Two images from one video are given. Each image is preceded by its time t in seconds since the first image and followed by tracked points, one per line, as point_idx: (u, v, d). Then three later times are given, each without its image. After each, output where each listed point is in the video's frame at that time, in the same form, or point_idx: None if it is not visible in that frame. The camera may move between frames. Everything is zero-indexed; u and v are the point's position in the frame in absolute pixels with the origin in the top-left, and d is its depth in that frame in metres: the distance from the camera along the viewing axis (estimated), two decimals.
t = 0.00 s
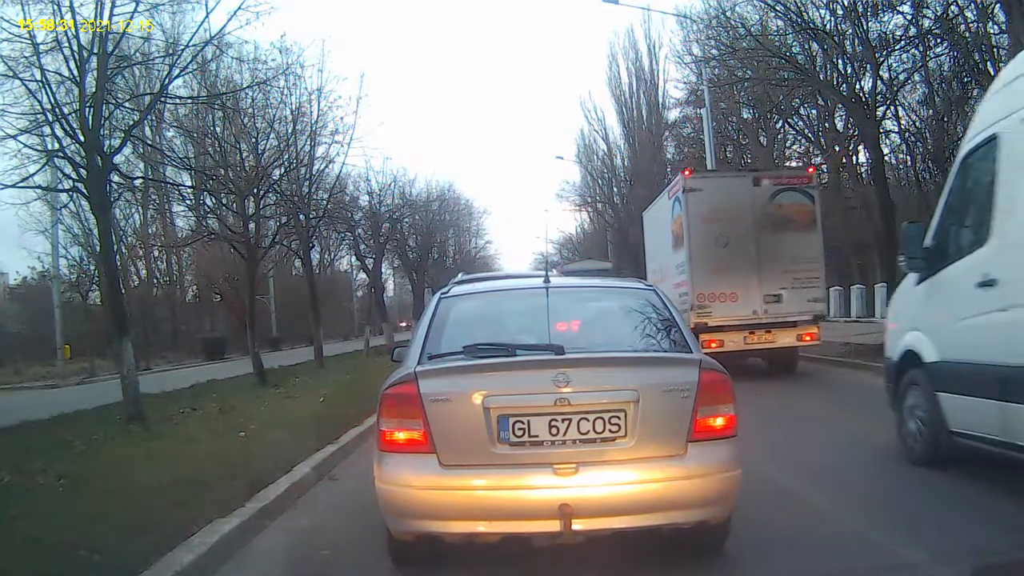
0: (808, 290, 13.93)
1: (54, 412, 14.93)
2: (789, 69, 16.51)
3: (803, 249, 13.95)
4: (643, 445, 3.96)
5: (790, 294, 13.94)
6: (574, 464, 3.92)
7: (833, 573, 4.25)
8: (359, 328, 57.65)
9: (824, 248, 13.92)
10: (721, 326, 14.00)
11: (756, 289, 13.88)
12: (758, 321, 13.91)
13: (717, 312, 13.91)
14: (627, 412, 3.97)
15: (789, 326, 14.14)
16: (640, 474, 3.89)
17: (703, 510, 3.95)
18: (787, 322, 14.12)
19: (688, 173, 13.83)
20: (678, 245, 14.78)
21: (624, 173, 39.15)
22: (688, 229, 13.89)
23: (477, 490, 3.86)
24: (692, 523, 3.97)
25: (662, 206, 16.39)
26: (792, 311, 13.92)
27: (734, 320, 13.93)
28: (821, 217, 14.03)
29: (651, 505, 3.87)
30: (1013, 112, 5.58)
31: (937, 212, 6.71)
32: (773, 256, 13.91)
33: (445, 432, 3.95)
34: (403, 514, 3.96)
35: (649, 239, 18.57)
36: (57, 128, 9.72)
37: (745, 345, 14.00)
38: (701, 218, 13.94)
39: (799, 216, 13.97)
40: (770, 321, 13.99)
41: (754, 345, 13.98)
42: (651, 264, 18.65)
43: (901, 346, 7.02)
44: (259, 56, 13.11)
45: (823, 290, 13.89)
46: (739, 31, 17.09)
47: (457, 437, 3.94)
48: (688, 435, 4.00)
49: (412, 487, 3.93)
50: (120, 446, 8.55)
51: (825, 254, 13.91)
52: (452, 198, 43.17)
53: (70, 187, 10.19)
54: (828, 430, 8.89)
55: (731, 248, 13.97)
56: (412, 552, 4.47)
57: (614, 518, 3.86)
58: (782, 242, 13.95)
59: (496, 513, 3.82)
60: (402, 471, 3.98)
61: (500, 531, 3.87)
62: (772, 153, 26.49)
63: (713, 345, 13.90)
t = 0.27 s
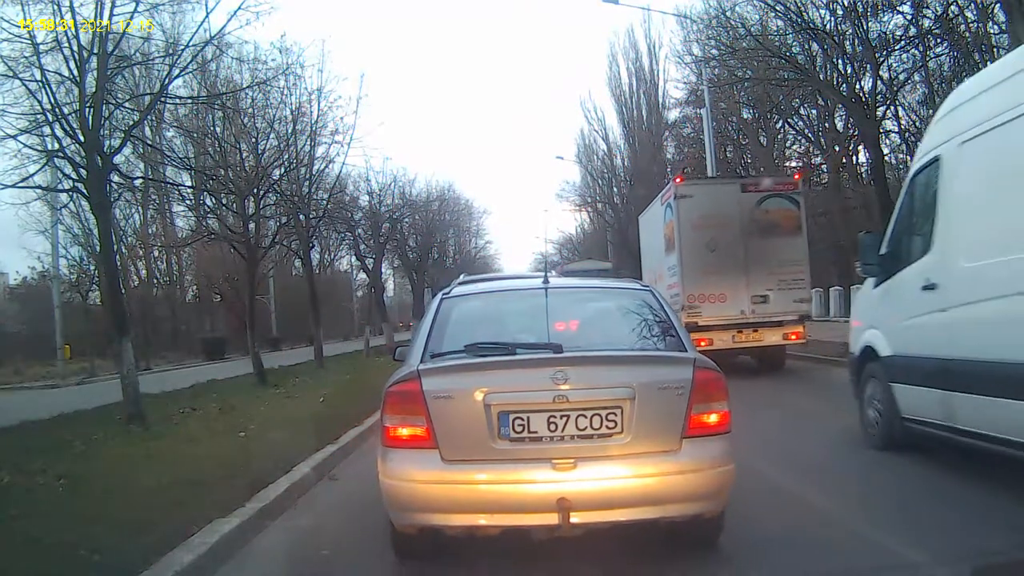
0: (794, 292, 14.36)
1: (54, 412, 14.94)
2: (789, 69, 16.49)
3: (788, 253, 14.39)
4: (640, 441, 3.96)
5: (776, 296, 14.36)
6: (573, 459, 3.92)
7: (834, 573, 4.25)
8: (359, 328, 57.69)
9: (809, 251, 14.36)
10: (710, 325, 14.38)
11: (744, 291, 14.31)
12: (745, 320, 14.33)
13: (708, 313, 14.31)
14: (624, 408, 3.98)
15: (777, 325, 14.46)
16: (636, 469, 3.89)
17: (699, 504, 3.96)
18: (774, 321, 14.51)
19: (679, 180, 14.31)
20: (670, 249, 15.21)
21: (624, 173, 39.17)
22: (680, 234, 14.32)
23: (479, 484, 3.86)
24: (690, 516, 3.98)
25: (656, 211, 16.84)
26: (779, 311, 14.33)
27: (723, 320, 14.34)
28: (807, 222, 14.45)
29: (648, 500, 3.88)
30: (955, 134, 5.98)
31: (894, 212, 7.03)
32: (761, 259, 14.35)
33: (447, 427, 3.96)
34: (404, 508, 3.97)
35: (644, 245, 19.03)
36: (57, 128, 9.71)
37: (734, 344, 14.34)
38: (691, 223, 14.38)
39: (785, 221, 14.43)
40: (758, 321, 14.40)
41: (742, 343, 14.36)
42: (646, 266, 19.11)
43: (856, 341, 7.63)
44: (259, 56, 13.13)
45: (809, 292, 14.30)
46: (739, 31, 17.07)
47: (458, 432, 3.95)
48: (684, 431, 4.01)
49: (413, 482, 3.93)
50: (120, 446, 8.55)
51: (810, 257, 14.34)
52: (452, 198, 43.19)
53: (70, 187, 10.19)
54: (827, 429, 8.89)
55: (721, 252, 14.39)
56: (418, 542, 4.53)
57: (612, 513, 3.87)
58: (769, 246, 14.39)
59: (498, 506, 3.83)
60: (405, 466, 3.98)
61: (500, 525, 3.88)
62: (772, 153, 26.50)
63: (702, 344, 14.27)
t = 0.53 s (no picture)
0: (781, 293, 15.11)
1: (54, 412, 14.94)
2: (789, 69, 16.51)
3: (776, 256, 15.12)
4: (634, 435, 4.01)
5: (764, 297, 15.12)
6: (570, 452, 3.96)
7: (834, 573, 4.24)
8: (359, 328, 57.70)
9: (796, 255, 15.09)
10: (702, 325, 15.12)
11: (733, 292, 15.09)
12: (735, 320, 15.10)
13: (699, 313, 15.06)
14: (618, 403, 4.01)
15: (765, 325, 15.22)
16: (630, 462, 3.94)
17: (693, 496, 4.01)
18: (763, 321, 15.24)
19: (672, 188, 15.13)
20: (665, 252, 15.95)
21: (624, 173, 39.19)
22: (672, 238, 15.10)
23: (484, 475, 3.90)
24: (685, 506, 4.03)
25: (652, 217, 17.59)
26: (766, 311, 15.09)
27: (714, 319, 15.08)
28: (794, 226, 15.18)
29: (642, 491, 3.93)
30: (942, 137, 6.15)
31: (860, 221, 7.89)
32: (749, 262, 15.12)
33: (450, 421, 3.99)
34: (408, 499, 4.01)
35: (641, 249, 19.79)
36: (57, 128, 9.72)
37: (724, 343, 15.09)
38: (684, 228, 15.19)
39: (773, 225, 15.16)
40: (747, 320, 15.15)
41: (732, 342, 15.10)
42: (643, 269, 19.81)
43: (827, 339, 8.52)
44: (259, 56, 13.15)
45: (795, 293, 15.04)
46: (739, 31, 17.06)
47: (460, 426, 3.98)
48: (676, 425, 4.05)
49: (416, 474, 3.97)
50: (121, 446, 8.55)
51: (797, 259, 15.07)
52: (452, 199, 43.19)
53: (70, 187, 10.19)
54: (827, 429, 8.90)
55: (712, 255, 15.17)
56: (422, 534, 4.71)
57: (607, 504, 3.91)
58: (758, 250, 15.15)
59: (500, 498, 3.86)
60: (409, 458, 4.02)
61: (499, 515, 3.92)
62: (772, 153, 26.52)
63: (693, 342, 15.02)
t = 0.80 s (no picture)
0: (771, 293, 15.47)
1: (54, 412, 14.94)
2: (789, 69, 16.51)
3: (766, 259, 15.50)
4: (626, 427, 4.21)
5: (754, 297, 15.47)
6: (566, 443, 4.17)
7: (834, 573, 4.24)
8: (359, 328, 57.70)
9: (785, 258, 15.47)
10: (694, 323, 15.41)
11: (724, 292, 15.43)
12: (725, 320, 15.45)
13: (691, 313, 15.38)
14: (610, 398, 4.22)
15: (755, 324, 15.56)
16: (621, 452, 4.14)
17: (682, 484, 4.20)
18: (753, 321, 15.57)
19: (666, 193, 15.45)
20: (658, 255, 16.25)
21: (624, 172, 39.20)
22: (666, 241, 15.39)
23: (489, 464, 4.11)
24: (675, 494, 4.24)
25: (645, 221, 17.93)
26: (756, 311, 15.44)
27: (706, 319, 15.42)
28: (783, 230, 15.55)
29: (632, 479, 4.13)
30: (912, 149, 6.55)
31: (828, 225, 8.55)
32: (740, 264, 15.48)
33: (454, 414, 4.19)
34: (414, 488, 4.22)
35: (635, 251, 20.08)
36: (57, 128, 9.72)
37: (716, 342, 15.38)
38: (677, 231, 15.50)
39: (763, 229, 15.54)
40: (737, 320, 15.49)
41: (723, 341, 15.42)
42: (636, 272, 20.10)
43: (800, 337, 9.23)
44: (259, 55, 13.17)
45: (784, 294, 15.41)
46: (739, 31, 17.05)
47: (462, 419, 4.19)
48: (666, 418, 4.25)
49: (421, 464, 4.18)
50: (121, 446, 8.56)
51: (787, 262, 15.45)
52: (452, 199, 43.18)
53: (70, 186, 10.19)
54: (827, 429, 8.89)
55: (704, 257, 15.45)
56: (426, 521, 4.98)
57: (601, 492, 4.12)
58: (748, 253, 15.50)
59: (501, 486, 4.07)
60: (416, 450, 4.22)
61: (500, 502, 4.13)
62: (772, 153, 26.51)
63: (685, 340, 15.31)
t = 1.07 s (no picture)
0: (762, 294, 15.64)
1: (54, 412, 14.93)
2: (789, 69, 16.52)
3: (757, 260, 15.69)
4: (617, 416, 4.64)
5: (746, 298, 15.64)
6: (562, 431, 4.60)
7: (832, 572, 4.26)
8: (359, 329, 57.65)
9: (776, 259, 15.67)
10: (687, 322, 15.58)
11: (717, 293, 15.62)
12: (718, 319, 15.63)
13: (685, 312, 15.58)
14: (602, 389, 4.65)
15: (747, 323, 15.69)
16: (612, 439, 4.57)
17: (667, 469, 4.64)
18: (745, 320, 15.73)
19: (659, 197, 15.68)
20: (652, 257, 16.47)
21: (624, 172, 39.16)
22: (660, 244, 15.62)
23: (492, 450, 4.54)
24: (662, 479, 4.67)
25: (640, 225, 18.14)
26: (748, 311, 15.60)
27: (698, 318, 15.60)
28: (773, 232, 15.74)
29: (622, 464, 4.56)
30: (880, 163, 7.13)
31: (800, 233, 9.23)
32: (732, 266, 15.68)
33: (459, 404, 4.64)
34: (422, 473, 4.66)
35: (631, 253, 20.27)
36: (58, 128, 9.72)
37: (709, 341, 15.54)
38: (670, 234, 15.73)
39: (753, 232, 15.72)
40: (729, 319, 15.66)
41: (715, 340, 15.60)
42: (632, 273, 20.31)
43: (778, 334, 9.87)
44: (259, 55, 13.15)
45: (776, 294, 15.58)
46: (739, 31, 17.05)
47: (466, 408, 4.63)
48: (654, 409, 4.68)
49: (429, 450, 4.62)
50: (121, 446, 8.57)
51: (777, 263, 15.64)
52: (452, 199, 43.16)
53: (70, 187, 10.19)
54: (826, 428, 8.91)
55: (696, 260, 15.67)
56: (430, 509, 5.38)
57: (594, 475, 4.55)
58: (740, 255, 15.71)
59: (503, 470, 4.51)
60: (424, 438, 4.66)
61: (501, 485, 4.57)
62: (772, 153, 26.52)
63: (678, 339, 15.50)
